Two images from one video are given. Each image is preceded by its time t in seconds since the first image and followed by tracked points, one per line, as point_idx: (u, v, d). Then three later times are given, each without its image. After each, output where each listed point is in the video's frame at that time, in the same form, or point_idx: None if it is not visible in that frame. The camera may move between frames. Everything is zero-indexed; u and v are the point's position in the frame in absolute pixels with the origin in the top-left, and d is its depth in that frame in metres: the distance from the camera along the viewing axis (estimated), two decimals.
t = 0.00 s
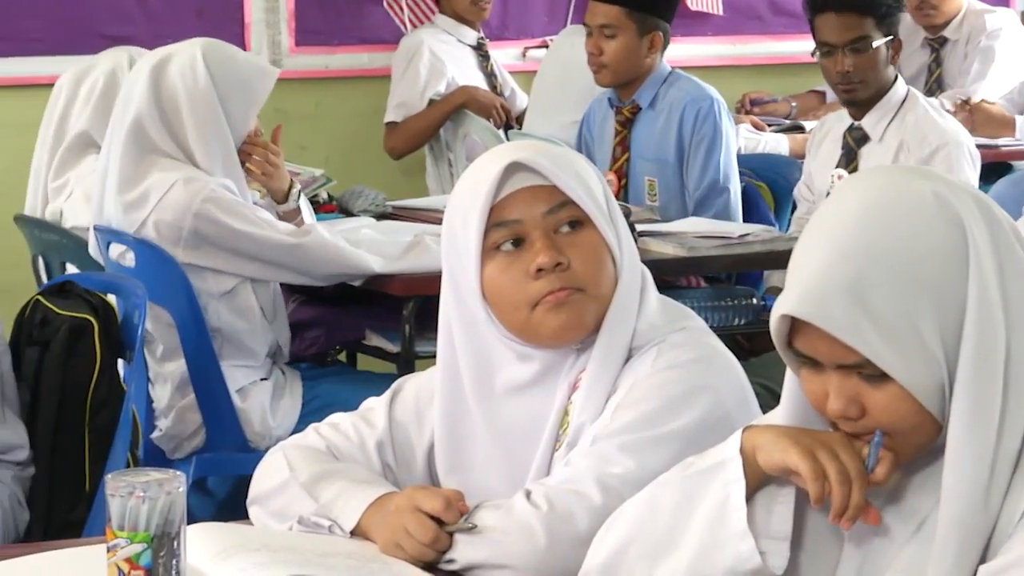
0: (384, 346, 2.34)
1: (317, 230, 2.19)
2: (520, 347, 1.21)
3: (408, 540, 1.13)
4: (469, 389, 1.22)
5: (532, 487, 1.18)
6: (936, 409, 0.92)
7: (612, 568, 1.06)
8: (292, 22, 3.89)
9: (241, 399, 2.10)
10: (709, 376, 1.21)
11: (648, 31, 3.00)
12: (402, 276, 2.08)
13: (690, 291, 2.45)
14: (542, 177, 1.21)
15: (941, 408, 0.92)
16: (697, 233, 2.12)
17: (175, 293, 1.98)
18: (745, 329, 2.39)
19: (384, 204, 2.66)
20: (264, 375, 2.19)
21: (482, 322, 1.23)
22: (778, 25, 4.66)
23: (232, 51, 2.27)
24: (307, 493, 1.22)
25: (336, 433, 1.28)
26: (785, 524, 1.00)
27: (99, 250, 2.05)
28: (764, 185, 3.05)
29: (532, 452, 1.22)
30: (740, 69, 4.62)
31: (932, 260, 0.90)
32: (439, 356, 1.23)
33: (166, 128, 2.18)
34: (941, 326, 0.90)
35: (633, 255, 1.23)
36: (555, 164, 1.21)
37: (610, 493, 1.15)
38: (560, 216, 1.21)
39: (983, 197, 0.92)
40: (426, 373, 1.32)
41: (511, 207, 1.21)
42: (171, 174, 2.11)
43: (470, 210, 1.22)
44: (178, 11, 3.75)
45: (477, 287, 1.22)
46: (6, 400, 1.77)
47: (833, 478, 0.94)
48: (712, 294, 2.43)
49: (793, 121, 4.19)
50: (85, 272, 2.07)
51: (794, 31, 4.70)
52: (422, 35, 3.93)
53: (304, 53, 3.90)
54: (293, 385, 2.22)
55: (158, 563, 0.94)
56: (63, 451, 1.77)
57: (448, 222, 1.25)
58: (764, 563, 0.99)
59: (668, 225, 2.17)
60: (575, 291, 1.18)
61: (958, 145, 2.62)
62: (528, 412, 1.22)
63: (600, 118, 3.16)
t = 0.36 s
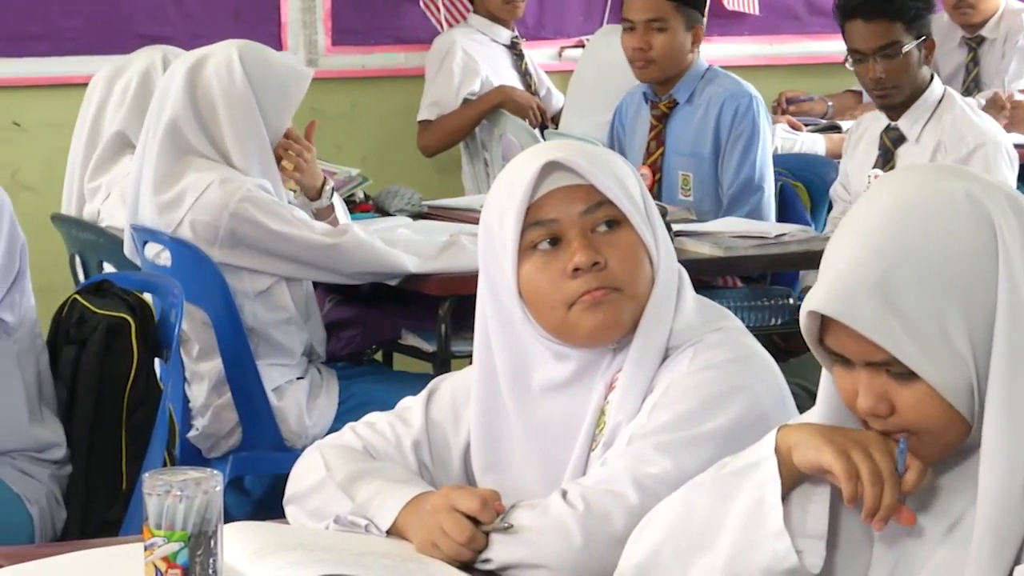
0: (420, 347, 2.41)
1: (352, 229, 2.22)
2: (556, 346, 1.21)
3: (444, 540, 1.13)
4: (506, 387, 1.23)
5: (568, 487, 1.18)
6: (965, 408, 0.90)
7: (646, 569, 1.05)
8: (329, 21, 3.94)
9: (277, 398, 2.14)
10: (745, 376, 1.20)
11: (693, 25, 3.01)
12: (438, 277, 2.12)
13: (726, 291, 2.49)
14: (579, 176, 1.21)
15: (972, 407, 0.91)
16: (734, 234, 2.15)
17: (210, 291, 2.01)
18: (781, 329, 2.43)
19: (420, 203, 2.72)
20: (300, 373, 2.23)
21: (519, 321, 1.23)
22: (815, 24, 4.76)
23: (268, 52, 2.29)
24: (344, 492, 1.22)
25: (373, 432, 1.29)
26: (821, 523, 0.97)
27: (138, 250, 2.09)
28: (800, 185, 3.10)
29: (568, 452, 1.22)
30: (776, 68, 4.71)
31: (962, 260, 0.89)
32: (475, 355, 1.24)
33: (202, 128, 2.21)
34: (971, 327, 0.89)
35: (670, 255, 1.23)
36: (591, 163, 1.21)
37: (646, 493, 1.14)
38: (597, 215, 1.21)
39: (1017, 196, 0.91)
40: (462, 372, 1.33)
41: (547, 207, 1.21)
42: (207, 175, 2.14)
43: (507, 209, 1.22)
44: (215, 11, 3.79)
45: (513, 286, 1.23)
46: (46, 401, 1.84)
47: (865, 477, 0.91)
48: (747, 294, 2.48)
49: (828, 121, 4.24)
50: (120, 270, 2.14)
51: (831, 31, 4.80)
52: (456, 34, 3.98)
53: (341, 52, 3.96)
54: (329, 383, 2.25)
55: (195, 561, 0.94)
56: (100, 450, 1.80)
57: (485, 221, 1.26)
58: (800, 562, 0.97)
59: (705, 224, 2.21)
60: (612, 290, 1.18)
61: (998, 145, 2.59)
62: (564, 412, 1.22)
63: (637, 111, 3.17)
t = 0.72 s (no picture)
0: (459, 345, 2.53)
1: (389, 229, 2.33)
2: (595, 346, 1.23)
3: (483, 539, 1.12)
4: (543, 385, 1.24)
5: (607, 487, 1.17)
6: (1001, 406, 0.89)
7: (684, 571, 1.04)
8: (368, 21, 4.02)
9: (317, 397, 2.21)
10: (783, 376, 1.20)
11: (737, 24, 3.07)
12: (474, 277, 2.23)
13: (765, 290, 2.54)
14: (619, 175, 1.23)
15: (1006, 405, 0.89)
16: (771, 235, 2.26)
17: (249, 289, 2.10)
18: (820, 329, 2.49)
19: (457, 204, 2.93)
20: (339, 372, 2.31)
21: (557, 320, 1.25)
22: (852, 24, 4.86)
23: (307, 52, 2.38)
24: (382, 491, 1.24)
25: (411, 432, 1.31)
26: (861, 522, 0.96)
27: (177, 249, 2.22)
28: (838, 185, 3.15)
29: (605, 451, 1.24)
30: (814, 68, 4.81)
31: (998, 258, 0.88)
32: (514, 353, 1.26)
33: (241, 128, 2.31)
34: (1005, 326, 0.88)
35: (709, 256, 1.24)
36: (630, 161, 1.23)
37: (685, 493, 1.14)
38: (637, 214, 1.23)
39: None
40: (499, 372, 1.35)
41: (586, 205, 1.24)
42: (246, 173, 2.24)
43: (546, 207, 1.25)
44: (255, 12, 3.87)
45: (552, 285, 1.24)
46: (87, 399, 2.13)
47: (903, 475, 0.90)
48: (787, 293, 2.53)
49: (867, 121, 4.30)
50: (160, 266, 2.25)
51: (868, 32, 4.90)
52: (495, 35, 4.07)
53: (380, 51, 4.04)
54: (367, 382, 2.33)
55: (234, 560, 0.91)
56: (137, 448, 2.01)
57: (524, 220, 1.28)
58: (840, 560, 0.95)
59: (744, 226, 2.32)
60: (651, 288, 1.19)
61: None
62: (602, 412, 1.23)
63: (674, 113, 3.22)
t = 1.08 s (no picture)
0: (497, 344, 2.57)
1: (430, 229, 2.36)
2: (635, 345, 1.26)
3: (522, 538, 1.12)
4: (584, 384, 1.27)
5: (646, 487, 1.17)
6: None
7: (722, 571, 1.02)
8: (406, 20, 4.09)
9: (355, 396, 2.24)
10: (824, 375, 1.19)
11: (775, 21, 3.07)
12: (514, 276, 2.25)
13: (804, 291, 2.53)
14: (659, 175, 1.26)
15: None
16: (812, 235, 2.26)
17: (288, 288, 2.13)
18: (859, 329, 2.47)
19: (496, 204, 2.97)
20: (378, 372, 2.35)
21: (598, 319, 1.28)
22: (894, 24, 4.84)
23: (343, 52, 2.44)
24: (421, 490, 1.25)
25: (451, 431, 1.34)
26: (899, 522, 0.94)
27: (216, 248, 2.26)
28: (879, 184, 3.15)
29: (646, 449, 1.26)
30: (854, 67, 4.79)
31: None
32: (555, 352, 1.29)
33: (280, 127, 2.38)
34: None
35: (750, 256, 1.26)
36: (670, 161, 1.26)
37: (724, 492, 1.14)
38: (677, 213, 1.26)
39: None
40: (542, 371, 1.38)
41: (626, 205, 1.26)
42: (283, 173, 2.29)
43: (587, 207, 1.28)
44: (294, 12, 3.93)
45: (593, 284, 1.27)
46: (125, 397, 2.20)
47: (944, 471, 0.89)
48: (826, 293, 2.52)
49: (907, 121, 4.29)
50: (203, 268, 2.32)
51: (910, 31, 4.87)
52: (535, 34, 4.10)
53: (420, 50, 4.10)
54: (406, 382, 2.36)
55: (273, 560, 0.89)
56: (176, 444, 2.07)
57: (564, 220, 1.31)
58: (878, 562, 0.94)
59: (784, 226, 2.32)
60: (691, 288, 1.22)
61: None
62: (642, 411, 1.26)
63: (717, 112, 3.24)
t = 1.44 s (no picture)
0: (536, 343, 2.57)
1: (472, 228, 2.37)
2: (676, 346, 1.26)
3: (563, 538, 1.12)
4: (625, 385, 1.27)
5: (687, 487, 1.16)
6: None
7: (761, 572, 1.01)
8: (448, 20, 4.10)
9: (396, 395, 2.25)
10: (867, 376, 1.19)
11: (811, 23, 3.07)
12: (556, 276, 2.24)
13: (846, 291, 2.51)
14: (700, 175, 1.26)
15: None
16: (854, 235, 2.24)
17: (330, 287, 2.15)
18: (900, 330, 2.45)
19: (537, 204, 2.97)
20: (420, 371, 2.35)
21: (639, 320, 1.28)
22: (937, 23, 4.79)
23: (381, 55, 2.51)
24: (463, 490, 1.26)
25: (492, 431, 1.34)
26: (935, 519, 0.94)
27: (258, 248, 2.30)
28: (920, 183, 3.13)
29: (689, 448, 1.26)
30: (896, 67, 4.75)
31: None
32: (596, 352, 1.29)
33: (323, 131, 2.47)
34: None
35: (792, 257, 1.26)
36: (712, 162, 1.26)
37: (766, 492, 1.13)
38: (718, 214, 1.26)
39: None
40: (582, 371, 1.39)
41: (668, 206, 1.27)
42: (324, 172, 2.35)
43: (628, 208, 1.28)
44: (335, 12, 3.95)
45: (634, 284, 1.28)
46: (167, 396, 2.22)
47: (983, 462, 0.88)
48: (868, 293, 2.49)
49: (950, 121, 4.30)
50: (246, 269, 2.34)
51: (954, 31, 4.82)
52: (577, 34, 4.09)
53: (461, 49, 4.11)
54: (446, 382, 2.37)
55: (315, 558, 0.90)
56: (218, 442, 2.10)
57: (605, 221, 1.31)
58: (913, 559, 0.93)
59: (825, 226, 2.30)
60: (733, 289, 1.22)
61: None
62: (684, 412, 1.26)
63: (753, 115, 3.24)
